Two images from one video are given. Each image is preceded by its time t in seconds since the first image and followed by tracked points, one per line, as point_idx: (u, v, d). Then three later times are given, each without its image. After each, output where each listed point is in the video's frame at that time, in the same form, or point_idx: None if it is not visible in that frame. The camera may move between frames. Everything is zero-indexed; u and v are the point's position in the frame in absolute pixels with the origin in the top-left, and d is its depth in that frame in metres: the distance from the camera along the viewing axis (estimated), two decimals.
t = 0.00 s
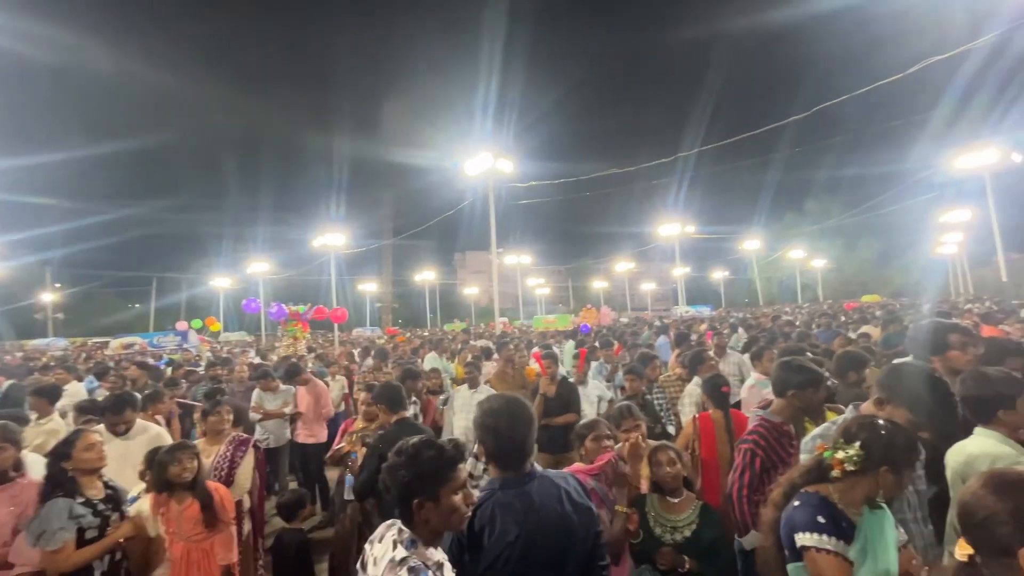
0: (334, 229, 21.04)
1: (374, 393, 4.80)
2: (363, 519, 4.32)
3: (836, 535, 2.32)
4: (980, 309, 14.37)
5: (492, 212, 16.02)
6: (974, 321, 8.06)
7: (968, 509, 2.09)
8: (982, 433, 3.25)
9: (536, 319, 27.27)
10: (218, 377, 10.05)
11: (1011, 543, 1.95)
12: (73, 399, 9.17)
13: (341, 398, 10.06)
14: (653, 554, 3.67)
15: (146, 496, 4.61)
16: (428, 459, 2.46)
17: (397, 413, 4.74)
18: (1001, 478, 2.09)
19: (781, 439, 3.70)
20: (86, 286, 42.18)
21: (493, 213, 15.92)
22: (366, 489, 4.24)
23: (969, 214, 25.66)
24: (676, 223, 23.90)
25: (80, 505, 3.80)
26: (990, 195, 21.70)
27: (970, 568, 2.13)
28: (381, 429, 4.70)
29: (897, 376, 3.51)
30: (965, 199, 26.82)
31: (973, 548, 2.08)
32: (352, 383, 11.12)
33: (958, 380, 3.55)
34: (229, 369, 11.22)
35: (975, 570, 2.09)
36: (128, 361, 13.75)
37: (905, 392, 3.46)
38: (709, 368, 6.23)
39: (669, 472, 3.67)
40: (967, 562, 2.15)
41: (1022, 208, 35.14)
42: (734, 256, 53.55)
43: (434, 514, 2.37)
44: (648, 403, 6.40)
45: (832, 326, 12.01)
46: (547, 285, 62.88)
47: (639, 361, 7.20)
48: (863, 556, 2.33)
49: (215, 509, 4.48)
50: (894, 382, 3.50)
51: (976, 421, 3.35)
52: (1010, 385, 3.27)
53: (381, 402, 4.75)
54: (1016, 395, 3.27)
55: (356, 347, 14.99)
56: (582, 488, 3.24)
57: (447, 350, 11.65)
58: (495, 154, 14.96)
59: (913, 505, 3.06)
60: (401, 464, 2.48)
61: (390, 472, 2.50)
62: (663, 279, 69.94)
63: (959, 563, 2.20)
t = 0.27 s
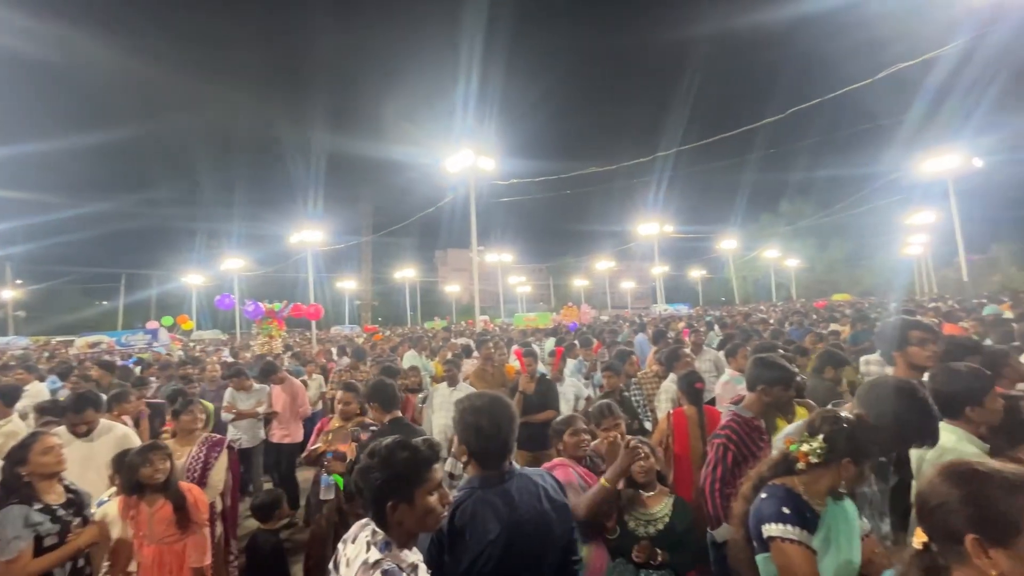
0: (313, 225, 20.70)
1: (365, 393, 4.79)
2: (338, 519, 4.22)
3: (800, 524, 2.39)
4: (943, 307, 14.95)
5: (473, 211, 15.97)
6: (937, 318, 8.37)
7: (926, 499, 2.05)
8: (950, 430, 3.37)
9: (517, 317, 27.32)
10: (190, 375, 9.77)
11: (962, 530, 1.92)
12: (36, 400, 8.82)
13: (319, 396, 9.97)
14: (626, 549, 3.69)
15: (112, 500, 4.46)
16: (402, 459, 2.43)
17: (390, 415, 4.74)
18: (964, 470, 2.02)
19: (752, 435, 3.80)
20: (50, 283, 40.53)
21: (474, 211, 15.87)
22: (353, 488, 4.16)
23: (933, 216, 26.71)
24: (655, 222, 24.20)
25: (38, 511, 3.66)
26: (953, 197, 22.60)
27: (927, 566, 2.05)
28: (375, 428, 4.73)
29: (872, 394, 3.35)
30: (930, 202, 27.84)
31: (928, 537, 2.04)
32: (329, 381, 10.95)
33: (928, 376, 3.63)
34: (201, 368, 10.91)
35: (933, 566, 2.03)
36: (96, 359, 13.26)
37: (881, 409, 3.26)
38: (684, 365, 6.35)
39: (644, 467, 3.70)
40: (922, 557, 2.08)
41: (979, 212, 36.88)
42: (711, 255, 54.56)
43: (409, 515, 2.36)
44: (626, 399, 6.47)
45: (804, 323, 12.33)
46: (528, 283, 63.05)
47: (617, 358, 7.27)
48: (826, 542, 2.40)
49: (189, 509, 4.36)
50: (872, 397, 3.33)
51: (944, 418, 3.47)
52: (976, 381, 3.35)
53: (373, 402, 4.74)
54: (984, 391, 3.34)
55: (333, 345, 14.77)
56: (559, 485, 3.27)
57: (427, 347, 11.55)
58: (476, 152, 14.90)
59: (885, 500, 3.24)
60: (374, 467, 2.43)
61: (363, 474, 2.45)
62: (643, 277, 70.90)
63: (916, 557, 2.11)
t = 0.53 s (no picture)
0: (288, 221, 20.25)
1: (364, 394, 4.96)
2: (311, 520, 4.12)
3: (767, 515, 2.46)
4: (906, 304, 15.53)
5: (452, 207, 15.85)
6: (899, 315, 8.69)
7: (885, 495, 2.07)
8: (919, 431, 3.51)
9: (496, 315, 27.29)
10: (157, 374, 9.45)
11: (918, 526, 1.95)
12: None
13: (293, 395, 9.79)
14: (603, 543, 3.76)
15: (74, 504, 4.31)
16: (372, 462, 2.39)
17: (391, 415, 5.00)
18: (925, 466, 2.03)
19: (725, 430, 3.87)
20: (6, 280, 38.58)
21: (453, 208, 15.77)
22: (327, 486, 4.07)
23: (898, 218, 27.67)
24: (633, 221, 24.46)
25: None
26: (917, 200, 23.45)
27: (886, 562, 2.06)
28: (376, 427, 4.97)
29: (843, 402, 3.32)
30: (895, 204, 28.86)
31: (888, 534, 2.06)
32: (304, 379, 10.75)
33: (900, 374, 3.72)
34: (167, 368, 10.55)
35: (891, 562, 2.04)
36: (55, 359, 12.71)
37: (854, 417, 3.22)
38: (659, 361, 6.43)
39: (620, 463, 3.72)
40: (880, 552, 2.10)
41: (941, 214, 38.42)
42: (688, 254, 55.48)
43: (379, 520, 2.33)
44: (602, 395, 6.53)
45: (775, 321, 12.64)
46: (507, 281, 63.07)
47: (595, 355, 7.32)
48: (791, 533, 2.45)
49: (157, 511, 4.26)
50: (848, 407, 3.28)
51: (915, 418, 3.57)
52: (945, 379, 3.46)
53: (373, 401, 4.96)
54: (955, 389, 3.44)
55: (307, 343, 14.49)
56: (536, 482, 3.28)
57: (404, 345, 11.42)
58: (454, 148, 14.76)
59: (848, 496, 3.14)
60: (344, 470, 2.39)
61: (332, 478, 2.40)
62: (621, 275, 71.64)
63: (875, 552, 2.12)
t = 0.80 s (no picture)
0: (268, 217, 19.88)
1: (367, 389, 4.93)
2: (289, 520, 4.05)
3: (742, 510, 2.51)
4: (877, 304, 16.02)
5: (435, 205, 15.75)
6: (871, 314, 8.95)
7: (854, 488, 2.09)
8: (893, 428, 3.63)
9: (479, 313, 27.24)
10: (128, 373, 9.17)
11: (889, 518, 1.96)
12: None
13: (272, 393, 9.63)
14: (582, 539, 3.80)
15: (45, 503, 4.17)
16: (347, 463, 2.36)
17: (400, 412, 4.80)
18: (887, 458, 2.07)
19: (703, 426, 3.95)
20: None
21: (436, 205, 15.66)
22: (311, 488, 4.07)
23: (871, 219, 28.50)
24: (616, 220, 24.66)
25: None
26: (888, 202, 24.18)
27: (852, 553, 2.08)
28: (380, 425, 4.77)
29: (820, 395, 3.37)
30: (868, 206, 29.69)
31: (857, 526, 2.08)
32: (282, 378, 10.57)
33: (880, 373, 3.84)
34: (138, 366, 10.22)
35: (861, 554, 2.05)
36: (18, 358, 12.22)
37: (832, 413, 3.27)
38: (640, 358, 6.50)
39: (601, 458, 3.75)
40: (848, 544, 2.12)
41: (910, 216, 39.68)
42: (668, 254, 56.20)
43: (356, 522, 2.30)
44: (585, 392, 6.56)
45: (753, 319, 12.89)
46: (491, 279, 62.97)
47: (577, 353, 7.35)
48: (769, 528, 2.50)
49: (130, 511, 4.13)
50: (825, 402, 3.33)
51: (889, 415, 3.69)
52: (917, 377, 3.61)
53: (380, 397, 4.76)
54: (931, 388, 3.57)
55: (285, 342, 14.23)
56: (518, 478, 3.29)
57: (385, 343, 11.29)
58: (438, 144, 14.65)
59: (826, 491, 3.21)
60: (319, 471, 2.37)
61: (306, 480, 2.37)
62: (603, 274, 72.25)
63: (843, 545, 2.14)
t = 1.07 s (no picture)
0: (240, 212, 19.35)
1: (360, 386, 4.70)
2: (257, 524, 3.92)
3: (716, 507, 2.55)
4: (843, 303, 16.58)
5: (413, 202, 15.59)
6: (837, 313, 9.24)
7: (817, 486, 2.15)
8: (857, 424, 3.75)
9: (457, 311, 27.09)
10: (90, 373, 8.81)
11: (851, 516, 2.03)
12: None
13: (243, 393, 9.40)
14: (558, 535, 3.83)
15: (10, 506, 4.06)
16: (312, 465, 2.33)
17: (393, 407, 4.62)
18: (847, 457, 2.14)
19: (677, 422, 4.04)
20: None
21: (414, 202, 15.50)
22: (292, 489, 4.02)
23: (839, 221, 29.43)
24: (594, 219, 24.85)
25: None
26: (854, 204, 25.07)
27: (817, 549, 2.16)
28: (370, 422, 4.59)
29: (791, 391, 3.44)
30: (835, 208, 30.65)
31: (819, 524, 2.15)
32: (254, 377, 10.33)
33: (843, 371, 3.94)
34: (99, 366, 9.79)
35: (827, 553, 2.12)
36: None
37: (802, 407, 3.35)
38: (616, 356, 6.56)
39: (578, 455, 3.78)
40: (814, 541, 2.19)
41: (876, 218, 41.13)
42: (645, 253, 56.95)
43: (322, 526, 2.26)
44: (561, 390, 6.58)
45: (726, 317, 13.17)
46: (470, 277, 62.76)
47: (554, 351, 7.38)
48: (741, 523, 2.58)
49: (86, 524, 3.93)
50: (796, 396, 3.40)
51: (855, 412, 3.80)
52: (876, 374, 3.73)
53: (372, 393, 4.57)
54: (891, 384, 3.69)
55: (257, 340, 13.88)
56: (498, 472, 3.28)
57: (360, 341, 11.12)
58: (415, 140, 14.50)
59: (796, 484, 3.34)
60: (283, 474, 2.34)
61: (270, 484, 2.34)
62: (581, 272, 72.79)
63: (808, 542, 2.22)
